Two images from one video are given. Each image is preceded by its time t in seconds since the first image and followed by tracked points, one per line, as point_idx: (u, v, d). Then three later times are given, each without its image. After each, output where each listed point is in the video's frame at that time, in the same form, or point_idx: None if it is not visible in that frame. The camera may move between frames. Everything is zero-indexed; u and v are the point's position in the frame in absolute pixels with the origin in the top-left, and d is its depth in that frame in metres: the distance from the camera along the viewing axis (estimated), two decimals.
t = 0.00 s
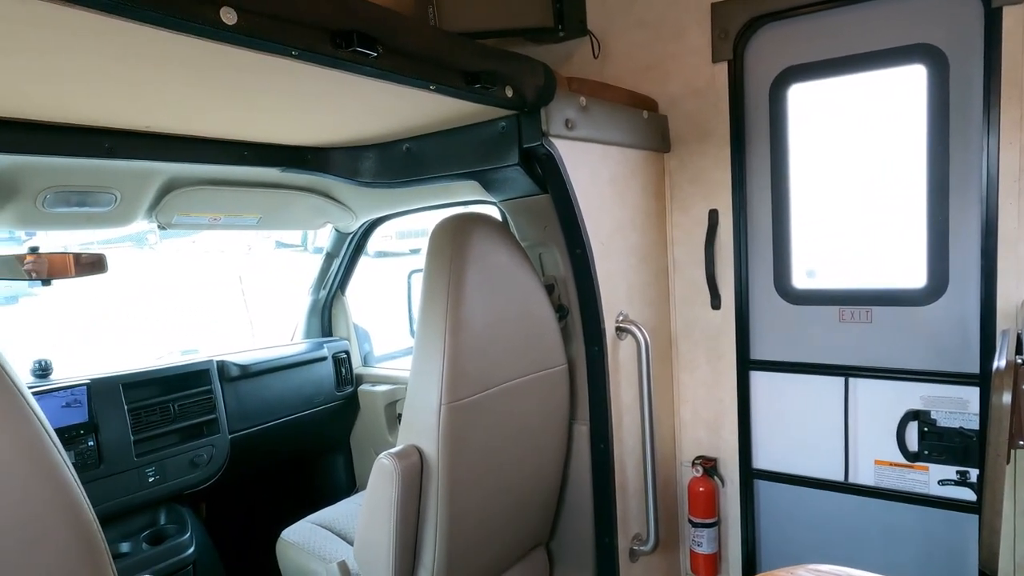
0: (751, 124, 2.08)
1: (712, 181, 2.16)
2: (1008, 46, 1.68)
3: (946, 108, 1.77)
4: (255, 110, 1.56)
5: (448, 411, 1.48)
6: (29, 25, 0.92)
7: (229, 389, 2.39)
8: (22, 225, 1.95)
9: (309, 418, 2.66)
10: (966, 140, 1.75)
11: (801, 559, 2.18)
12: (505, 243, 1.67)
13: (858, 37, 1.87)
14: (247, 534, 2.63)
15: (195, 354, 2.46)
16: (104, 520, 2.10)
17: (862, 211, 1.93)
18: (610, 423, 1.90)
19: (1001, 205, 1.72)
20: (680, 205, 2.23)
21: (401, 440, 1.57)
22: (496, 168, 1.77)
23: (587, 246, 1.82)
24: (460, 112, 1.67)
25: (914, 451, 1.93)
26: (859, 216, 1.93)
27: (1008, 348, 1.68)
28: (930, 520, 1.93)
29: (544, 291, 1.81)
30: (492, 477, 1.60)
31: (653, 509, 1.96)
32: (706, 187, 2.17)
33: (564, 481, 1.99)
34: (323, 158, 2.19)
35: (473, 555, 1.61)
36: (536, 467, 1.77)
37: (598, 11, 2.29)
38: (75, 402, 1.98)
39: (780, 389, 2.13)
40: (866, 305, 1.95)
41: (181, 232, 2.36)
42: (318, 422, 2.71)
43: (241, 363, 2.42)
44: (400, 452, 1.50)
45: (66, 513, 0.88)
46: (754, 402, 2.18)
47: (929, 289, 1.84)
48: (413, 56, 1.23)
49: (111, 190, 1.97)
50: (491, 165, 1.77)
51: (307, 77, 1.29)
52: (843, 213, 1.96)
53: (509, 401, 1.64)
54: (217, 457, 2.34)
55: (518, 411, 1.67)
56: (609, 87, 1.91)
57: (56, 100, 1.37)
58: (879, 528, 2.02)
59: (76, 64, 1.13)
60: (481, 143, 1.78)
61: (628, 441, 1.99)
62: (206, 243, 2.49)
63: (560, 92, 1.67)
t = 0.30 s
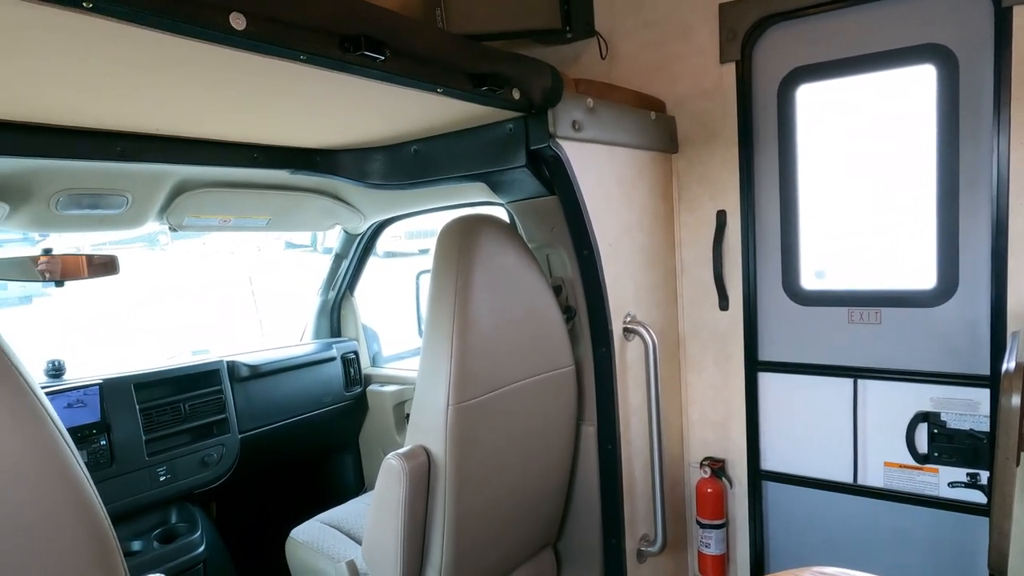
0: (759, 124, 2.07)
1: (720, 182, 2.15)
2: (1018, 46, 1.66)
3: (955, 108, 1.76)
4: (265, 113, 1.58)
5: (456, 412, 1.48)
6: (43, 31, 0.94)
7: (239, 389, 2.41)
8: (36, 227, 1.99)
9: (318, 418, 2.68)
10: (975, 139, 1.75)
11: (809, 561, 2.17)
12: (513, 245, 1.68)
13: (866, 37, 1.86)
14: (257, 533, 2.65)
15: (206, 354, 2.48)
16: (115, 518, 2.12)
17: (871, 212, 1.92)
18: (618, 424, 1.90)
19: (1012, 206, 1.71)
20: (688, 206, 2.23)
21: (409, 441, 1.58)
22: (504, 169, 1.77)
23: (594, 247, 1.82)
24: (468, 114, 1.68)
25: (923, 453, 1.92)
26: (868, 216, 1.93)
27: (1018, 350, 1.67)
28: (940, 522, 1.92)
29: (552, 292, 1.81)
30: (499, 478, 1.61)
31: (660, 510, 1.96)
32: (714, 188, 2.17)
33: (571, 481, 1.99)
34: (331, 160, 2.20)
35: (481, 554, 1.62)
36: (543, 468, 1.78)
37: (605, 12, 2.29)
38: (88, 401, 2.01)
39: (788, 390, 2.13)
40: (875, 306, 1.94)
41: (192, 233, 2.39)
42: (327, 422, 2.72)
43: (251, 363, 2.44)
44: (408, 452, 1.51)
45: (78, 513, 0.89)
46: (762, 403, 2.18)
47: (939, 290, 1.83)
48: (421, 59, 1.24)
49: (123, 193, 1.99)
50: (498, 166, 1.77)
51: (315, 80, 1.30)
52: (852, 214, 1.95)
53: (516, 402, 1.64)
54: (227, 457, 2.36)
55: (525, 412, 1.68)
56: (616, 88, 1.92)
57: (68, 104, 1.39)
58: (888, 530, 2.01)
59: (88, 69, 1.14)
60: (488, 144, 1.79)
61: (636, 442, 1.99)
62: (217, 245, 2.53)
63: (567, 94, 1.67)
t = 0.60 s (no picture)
0: (772, 120, 2.05)
1: (733, 179, 2.14)
2: None
3: (973, 102, 1.73)
4: (276, 110, 1.58)
5: (468, 409, 1.48)
6: (58, 30, 0.94)
7: (251, 387, 2.42)
8: (50, 225, 2.00)
9: (330, 416, 2.68)
10: (994, 133, 1.72)
11: (824, 561, 2.15)
12: (524, 242, 1.67)
13: (882, 31, 1.84)
14: (269, 531, 2.66)
15: (219, 352, 2.49)
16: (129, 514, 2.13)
17: (887, 207, 1.90)
18: (630, 422, 1.89)
19: None
20: (700, 203, 2.22)
21: (420, 438, 1.57)
22: (515, 166, 1.76)
23: (606, 244, 1.81)
24: (479, 110, 1.67)
25: (940, 451, 1.89)
26: (885, 212, 1.90)
27: None
28: (957, 522, 1.89)
29: (563, 289, 1.80)
30: (511, 475, 1.61)
31: (672, 508, 1.95)
32: (727, 184, 2.15)
33: (583, 479, 1.98)
34: (342, 157, 2.20)
35: (492, 553, 1.61)
36: (555, 465, 1.77)
37: (616, 8, 2.28)
38: (102, 399, 2.02)
39: (802, 388, 2.10)
40: (891, 303, 1.92)
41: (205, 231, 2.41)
42: (339, 420, 2.73)
43: (263, 361, 2.45)
44: (420, 450, 1.50)
45: (93, 510, 0.89)
46: (775, 401, 2.16)
47: (956, 287, 1.81)
48: (432, 55, 1.23)
49: (136, 191, 2.00)
50: (510, 163, 1.77)
51: (327, 77, 1.30)
52: (867, 210, 1.93)
53: (528, 399, 1.64)
54: (239, 454, 2.37)
55: (536, 409, 1.67)
56: (628, 84, 1.90)
57: (82, 102, 1.40)
58: (904, 529, 1.98)
59: (103, 67, 1.15)
60: (500, 141, 1.78)
61: (648, 440, 1.98)
62: (229, 243, 2.55)
63: (579, 90, 1.66)
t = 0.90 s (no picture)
0: (782, 117, 2.04)
1: (743, 177, 2.13)
2: None
3: (986, 98, 1.72)
4: (285, 110, 1.59)
5: (476, 408, 1.48)
6: (71, 31, 0.95)
7: (261, 385, 2.44)
8: (63, 224, 2.02)
9: (339, 414, 2.70)
10: (1007, 130, 1.70)
11: (834, 560, 2.14)
12: (532, 240, 1.67)
13: (893, 26, 1.82)
14: (279, 528, 2.67)
15: (229, 350, 2.50)
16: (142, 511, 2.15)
17: (898, 205, 1.89)
18: (639, 421, 1.88)
19: None
20: (710, 201, 2.21)
21: (429, 436, 1.58)
22: (524, 165, 1.77)
23: (615, 242, 1.81)
24: (487, 109, 1.67)
25: (952, 450, 1.88)
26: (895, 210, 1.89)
27: None
28: (969, 522, 1.88)
29: (572, 288, 1.80)
30: (520, 474, 1.61)
31: (682, 507, 1.95)
32: (736, 182, 2.14)
33: (592, 478, 1.98)
34: (351, 156, 2.21)
35: (501, 551, 1.62)
36: (564, 464, 1.77)
37: (625, 5, 2.27)
38: (115, 397, 2.04)
39: (812, 386, 2.09)
40: (902, 301, 1.90)
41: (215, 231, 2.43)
42: (348, 418, 2.74)
43: (273, 359, 2.46)
44: (429, 448, 1.51)
45: (105, 507, 0.90)
46: (785, 399, 2.15)
47: (968, 285, 1.79)
48: (440, 54, 1.24)
49: (148, 191, 2.02)
50: (518, 161, 1.77)
51: (335, 76, 1.30)
52: (878, 208, 1.92)
53: (537, 398, 1.64)
54: (250, 452, 2.38)
55: (545, 408, 1.67)
56: (637, 82, 1.90)
57: (93, 103, 1.41)
58: (915, 529, 1.97)
59: (115, 68, 1.16)
60: (508, 139, 1.78)
61: (657, 439, 1.97)
62: (239, 241, 2.56)
63: (587, 88, 1.66)
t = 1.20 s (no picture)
0: (793, 113, 2.02)
1: (753, 173, 2.11)
2: None
3: (1001, 93, 1.69)
4: (293, 108, 1.59)
5: (484, 406, 1.48)
6: (80, 30, 0.95)
7: (270, 383, 2.44)
8: (74, 224, 2.04)
9: (348, 412, 2.70)
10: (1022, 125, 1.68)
11: (845, 560, 2.12)
12: (541, 238, 1.66)
13: (906, 21, 1.80)
14: (288, 526, 2.68)
15: (239, 348, 2.51)
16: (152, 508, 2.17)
17: (911, 201, 1.86)
18: (648, 420, 1.87)
19: None
20: (719, 198, 2.19)
21: (438, 434, 1.58)
22: (532, 162, 1.76)
23: (624, 240, 1.80)
24: (496, 106, 1.66)
25: (966, 450, 1.85)
26: (908, 207, 1.87)
27: None
28: (983, 522, 1.86)
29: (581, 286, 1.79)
30: (528, 473, 1.60)
31: (691, 506, 1.94)
32: (746, 179, 2.12)
33: (600, 476, 1.98)
34: (360, 155, 2.21)
35: (510, 550, 1.61)
36: (572, 463, 1.76)
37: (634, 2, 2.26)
38: (125, 395, 2.05)
39: (823, 385, 2.08)
40: (915, 299, 1.88)
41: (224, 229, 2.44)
42: (357, 416, 2.74)
43: (282, 357, 2.47)
44: (437, 446, 1.51)
45: (113, 505, 0.91)
46: (796, 398, 2.13)
47: (982, 283, 1.77)
48: (448, 51, 1.23)
49: (157, 190, 2.03)
50: (526, 158, 1.76)
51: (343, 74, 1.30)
52: (890, 204, 1.89)
53: (546, 397, 1.63)
54: (259, 450, 2.39)
55: (554, 407, 1.66)
56: (645, 78, 1.88)
57: (103, 102, 1.42)
58: (928, 529, 1.95)
59: (124, 67, 1.16)
60: (516, 136, 1.78)
61: (666, 438, 1.96)
62: (248, 240, 2.56)
63: (596, 84, 1.65)
